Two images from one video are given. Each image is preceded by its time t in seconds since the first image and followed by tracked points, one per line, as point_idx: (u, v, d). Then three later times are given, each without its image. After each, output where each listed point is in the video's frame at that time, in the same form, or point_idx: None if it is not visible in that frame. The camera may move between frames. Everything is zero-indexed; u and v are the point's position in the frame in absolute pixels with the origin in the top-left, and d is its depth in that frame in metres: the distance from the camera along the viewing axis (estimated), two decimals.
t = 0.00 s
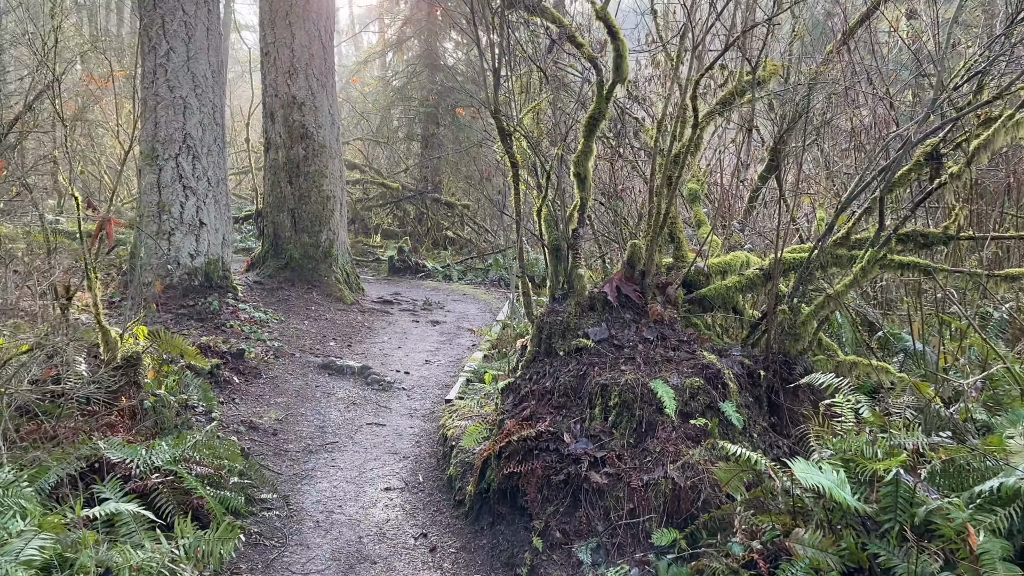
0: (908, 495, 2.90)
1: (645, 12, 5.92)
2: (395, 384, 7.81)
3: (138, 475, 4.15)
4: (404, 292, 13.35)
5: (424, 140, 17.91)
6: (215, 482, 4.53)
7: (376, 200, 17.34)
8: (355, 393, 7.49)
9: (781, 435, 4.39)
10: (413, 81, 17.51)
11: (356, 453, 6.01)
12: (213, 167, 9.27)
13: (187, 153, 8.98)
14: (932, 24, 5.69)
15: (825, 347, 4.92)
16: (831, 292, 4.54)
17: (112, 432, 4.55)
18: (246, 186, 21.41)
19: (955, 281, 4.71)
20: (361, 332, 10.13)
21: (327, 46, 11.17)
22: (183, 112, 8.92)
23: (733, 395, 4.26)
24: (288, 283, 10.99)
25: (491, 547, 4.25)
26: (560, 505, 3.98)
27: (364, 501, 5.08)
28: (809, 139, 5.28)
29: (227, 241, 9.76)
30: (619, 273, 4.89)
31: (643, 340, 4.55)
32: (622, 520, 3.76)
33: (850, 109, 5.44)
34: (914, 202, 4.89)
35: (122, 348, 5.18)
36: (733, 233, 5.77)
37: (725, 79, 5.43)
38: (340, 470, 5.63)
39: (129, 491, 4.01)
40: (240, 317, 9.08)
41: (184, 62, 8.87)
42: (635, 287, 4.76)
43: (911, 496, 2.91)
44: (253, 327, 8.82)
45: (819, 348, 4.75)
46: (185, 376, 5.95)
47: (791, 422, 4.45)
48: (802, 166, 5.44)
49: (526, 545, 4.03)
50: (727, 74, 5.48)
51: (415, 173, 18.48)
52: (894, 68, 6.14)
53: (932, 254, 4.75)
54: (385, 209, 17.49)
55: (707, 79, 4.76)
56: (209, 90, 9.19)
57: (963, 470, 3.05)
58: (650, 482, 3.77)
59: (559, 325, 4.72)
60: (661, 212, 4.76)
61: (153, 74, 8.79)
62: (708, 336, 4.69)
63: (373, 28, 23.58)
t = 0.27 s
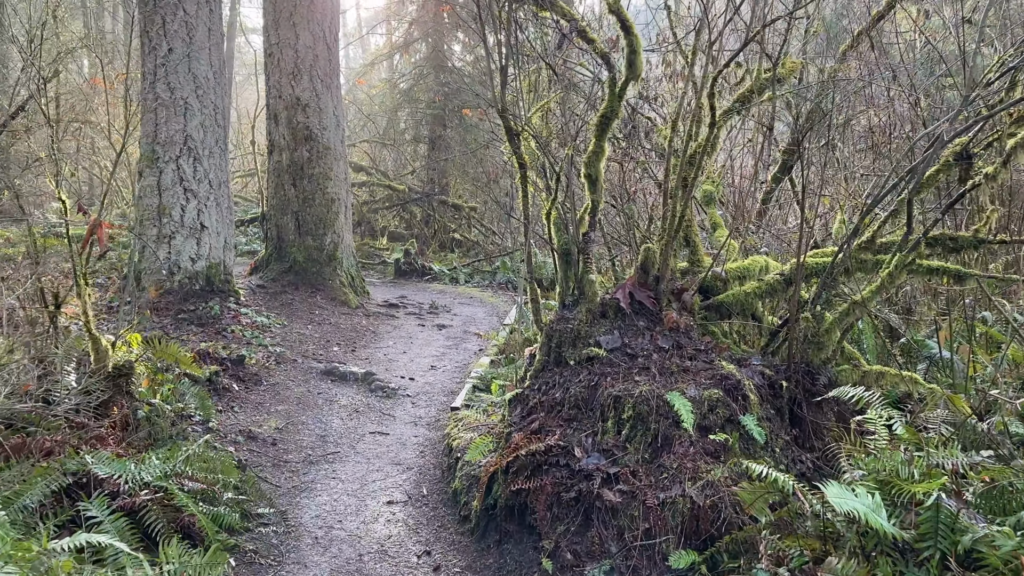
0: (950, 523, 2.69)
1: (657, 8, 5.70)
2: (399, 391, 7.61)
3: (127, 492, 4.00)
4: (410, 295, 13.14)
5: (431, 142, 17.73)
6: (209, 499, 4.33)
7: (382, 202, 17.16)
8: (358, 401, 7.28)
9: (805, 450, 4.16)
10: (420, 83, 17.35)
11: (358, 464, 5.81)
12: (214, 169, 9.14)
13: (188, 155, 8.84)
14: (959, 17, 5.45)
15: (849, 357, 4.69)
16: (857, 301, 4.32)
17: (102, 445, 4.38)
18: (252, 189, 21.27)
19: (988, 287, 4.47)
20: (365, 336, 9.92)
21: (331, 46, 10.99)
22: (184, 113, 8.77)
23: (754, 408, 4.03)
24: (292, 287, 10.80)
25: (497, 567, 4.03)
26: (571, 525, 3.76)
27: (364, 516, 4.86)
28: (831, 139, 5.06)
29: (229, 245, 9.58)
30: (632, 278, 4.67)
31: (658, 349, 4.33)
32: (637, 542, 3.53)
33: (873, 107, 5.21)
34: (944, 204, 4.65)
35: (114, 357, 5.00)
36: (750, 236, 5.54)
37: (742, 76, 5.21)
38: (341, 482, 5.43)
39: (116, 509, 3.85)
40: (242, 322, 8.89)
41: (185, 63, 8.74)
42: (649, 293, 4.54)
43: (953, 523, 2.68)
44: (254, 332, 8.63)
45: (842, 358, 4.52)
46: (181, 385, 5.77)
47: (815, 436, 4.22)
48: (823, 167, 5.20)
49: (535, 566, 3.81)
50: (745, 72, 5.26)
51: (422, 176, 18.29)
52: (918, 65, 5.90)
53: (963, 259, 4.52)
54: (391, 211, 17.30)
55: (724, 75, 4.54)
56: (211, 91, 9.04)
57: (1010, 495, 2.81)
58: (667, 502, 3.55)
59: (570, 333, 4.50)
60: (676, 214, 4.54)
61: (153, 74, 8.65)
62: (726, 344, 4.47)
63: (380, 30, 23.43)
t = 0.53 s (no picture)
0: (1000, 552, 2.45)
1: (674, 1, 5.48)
2: (405, 398, 7.40)
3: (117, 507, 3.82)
4: (418, 299, 12.95)
5: (440, 144, 17.56)
6: (204, 514, 4.13)
7: (391, 204, 16.99)
8: (363, 408, 7.09)
9: (832, 465, 3.92)
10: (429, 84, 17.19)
11: (362, 475, 5.60)
12: (218, 170, 8.99)
13: (192, 156, 8.70)
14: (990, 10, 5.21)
15: (877, 366, 4.45)
16: (888, 307, 4.08)
17: (94, 457, 4.20)
18: (260, 191, 21.15)
19: None
20: (372, 341, 9.74)
21: (339, 45, 10.83)
22: (188, 114, 8.63)
23: (779, 421, 3.81)
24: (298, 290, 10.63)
25: None
26: (585, 544, 3.54)
27: (368, 530, 4.66)
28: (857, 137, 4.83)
29: (234, 247, 9.42)
30: (649, 283, 4.45)
31: (676, 358, 4.11)
32: (656, 565, 3.31)
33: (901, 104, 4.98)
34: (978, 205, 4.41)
35: (110, 364, 4.83)
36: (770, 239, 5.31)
37: (763, 72, 4.99)
38: (345, 494, 5.23)
39: (105, 524, 3.66)
40: (246, 326, 8.73)
41: (189, 62, 8.60)
42: (667, 298, 4.32)
43: (1004, 551, 2.43)
44: (259, 337, 8.46)
45: (871, 367, 4.28)
46: (179, 392, 5.60)
47: (842, 451, 3.98)
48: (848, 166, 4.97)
49: None
50: (765, 67, 5.04)
51: (431, 178, 18.11)
52: (947, 60, 5.66)
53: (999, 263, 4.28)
54: (399, 213, 17.11)
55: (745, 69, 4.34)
56: (216, 91, 8.89)
57: None
58: (688, 521, 3.33)
59: (583, 340, 4.28)
60: (696, 215, 4.32)
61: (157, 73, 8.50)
62: (748, 353, 4.24)
63: (389, 32, 23.30)
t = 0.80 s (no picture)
0: None
1: None
2: (415, 403, 7.20)
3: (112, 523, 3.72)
4: (428, 301, 12.75)
5: (452, 144, 17.37)
6: (202, 530, 3.99)
7: (401, 205, 16.80)
8: (371, 414, 6.89)
9: (865, 481, 3.69)
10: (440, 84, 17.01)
11: (369, 485, 5.41)
12: (226, 171, 8.83)
13: (199, 156, 8.55)
14: None
15: (911, 375, 4.20)
16: (925, 313, 3.84)
17: (87, 470, 4.11)
18: (270, 192, 21.04)
19: None
20: (381, 344, 9.55)
21: (349, 44, 10.66)
22: (195, 113, 8.47)
23: (809, 435, 3.58)
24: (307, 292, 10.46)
25: None
26: (602, 565, 3.33)
27: (374, 545, 4.46)
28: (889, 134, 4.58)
29: (241, 249, 9.26)
30: (669, 287, 4.22)
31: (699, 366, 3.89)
32: None
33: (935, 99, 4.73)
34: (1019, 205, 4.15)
35: (107, 370, 4.66)
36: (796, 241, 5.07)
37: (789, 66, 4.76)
38: (351, 506, 5.04)
39: (98, 540, 3.56)
40: (253, 329, 8.57)
41: (197, 60, 8.44)
42: (687, 304, 4.09)
43: None
44: (266, 340, 8.29)
45: (905, 376, 4.04)
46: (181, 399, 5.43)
47: (876, 466, 3.74)
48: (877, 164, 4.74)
49: None
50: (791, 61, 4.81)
51: (442, 178, 17.92)
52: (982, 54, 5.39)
53: None
54: (410, 214, 16.93)
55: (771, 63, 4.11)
56: (224, 89, 8.72)
57: None
58: (712, 543, 3.11)
59: (601, 346, 4.09)
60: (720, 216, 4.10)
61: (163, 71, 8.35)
62: (773, 361, 4.03)
63: (400, 33, 23.15)
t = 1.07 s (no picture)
0: None
1: None
2: (427, 409, 6.98)
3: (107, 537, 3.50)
4: (442, 303, 12.55)
5: (466, 144, 17.17)
6: (203, 546, 3.77)
7: (415, 205, 16.61)
8: (383, 420, 6.68)
9: (910, 502, 3.44)
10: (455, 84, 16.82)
11: (379, 495, 5.20)
12: (237, 170, 8.66)
13: (210, 155, 8.39)
14: None
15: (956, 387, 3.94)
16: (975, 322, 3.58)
17: (85, 480, 3.89)
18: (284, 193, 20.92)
19: None
20: (393, 347, 9.35)
21: (362, 41, 10.47)
22: (206, 111, 8.31)
23: (851, 453, 3.33)
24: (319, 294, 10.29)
25: None
26: None
27: (383, 561, 4.24)
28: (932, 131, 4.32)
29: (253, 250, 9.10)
30: (696, 291, 3.95)
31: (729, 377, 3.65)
32: None
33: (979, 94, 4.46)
34: None
35: (107, 377, 4.48)
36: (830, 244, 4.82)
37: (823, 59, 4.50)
38: (360, 518, 4.83)
39: (90, 556, 3.35)
40: (263, 332, 8.40)
41: (207, 57, 8.26)
42: (717, 309, 3.81)
43: None
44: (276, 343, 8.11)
45: (952, 389, 3.78)
46: (186, 404, 5.24)
47: (922, 486, 3.48)
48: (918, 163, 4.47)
49: None
50: (826, 54, 4.55)
51: (456, 179, 17.71)
52: None
53: None
54: (424, 215, 16.73)
55: (807, 54, 3.86)
56: (235, 87, 8.55)
57: None
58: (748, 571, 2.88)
59: (623, 355, 3.82)
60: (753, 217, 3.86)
61: (173, 68, 8.19)
62: (810, 372, 3.78)
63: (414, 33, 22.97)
